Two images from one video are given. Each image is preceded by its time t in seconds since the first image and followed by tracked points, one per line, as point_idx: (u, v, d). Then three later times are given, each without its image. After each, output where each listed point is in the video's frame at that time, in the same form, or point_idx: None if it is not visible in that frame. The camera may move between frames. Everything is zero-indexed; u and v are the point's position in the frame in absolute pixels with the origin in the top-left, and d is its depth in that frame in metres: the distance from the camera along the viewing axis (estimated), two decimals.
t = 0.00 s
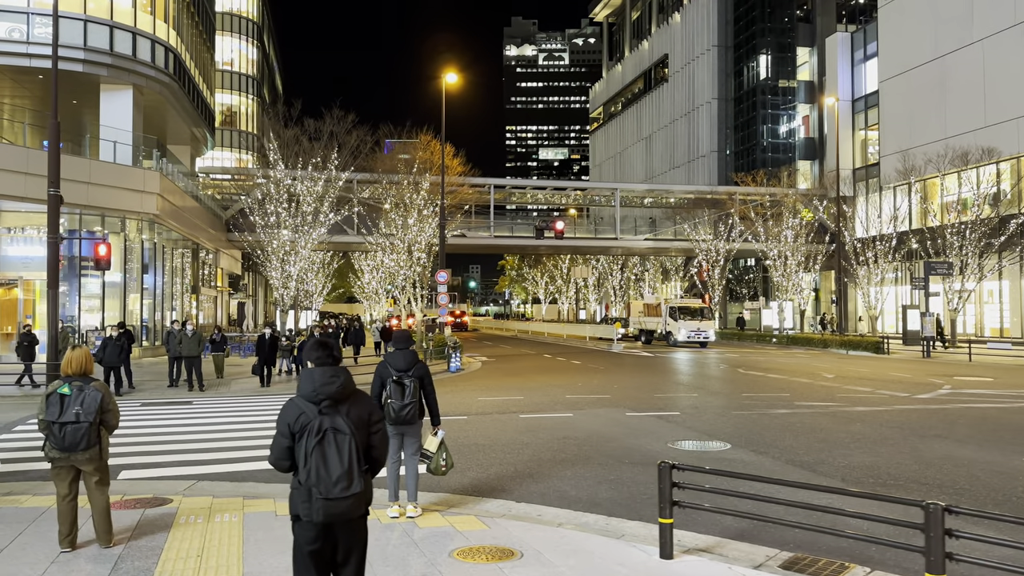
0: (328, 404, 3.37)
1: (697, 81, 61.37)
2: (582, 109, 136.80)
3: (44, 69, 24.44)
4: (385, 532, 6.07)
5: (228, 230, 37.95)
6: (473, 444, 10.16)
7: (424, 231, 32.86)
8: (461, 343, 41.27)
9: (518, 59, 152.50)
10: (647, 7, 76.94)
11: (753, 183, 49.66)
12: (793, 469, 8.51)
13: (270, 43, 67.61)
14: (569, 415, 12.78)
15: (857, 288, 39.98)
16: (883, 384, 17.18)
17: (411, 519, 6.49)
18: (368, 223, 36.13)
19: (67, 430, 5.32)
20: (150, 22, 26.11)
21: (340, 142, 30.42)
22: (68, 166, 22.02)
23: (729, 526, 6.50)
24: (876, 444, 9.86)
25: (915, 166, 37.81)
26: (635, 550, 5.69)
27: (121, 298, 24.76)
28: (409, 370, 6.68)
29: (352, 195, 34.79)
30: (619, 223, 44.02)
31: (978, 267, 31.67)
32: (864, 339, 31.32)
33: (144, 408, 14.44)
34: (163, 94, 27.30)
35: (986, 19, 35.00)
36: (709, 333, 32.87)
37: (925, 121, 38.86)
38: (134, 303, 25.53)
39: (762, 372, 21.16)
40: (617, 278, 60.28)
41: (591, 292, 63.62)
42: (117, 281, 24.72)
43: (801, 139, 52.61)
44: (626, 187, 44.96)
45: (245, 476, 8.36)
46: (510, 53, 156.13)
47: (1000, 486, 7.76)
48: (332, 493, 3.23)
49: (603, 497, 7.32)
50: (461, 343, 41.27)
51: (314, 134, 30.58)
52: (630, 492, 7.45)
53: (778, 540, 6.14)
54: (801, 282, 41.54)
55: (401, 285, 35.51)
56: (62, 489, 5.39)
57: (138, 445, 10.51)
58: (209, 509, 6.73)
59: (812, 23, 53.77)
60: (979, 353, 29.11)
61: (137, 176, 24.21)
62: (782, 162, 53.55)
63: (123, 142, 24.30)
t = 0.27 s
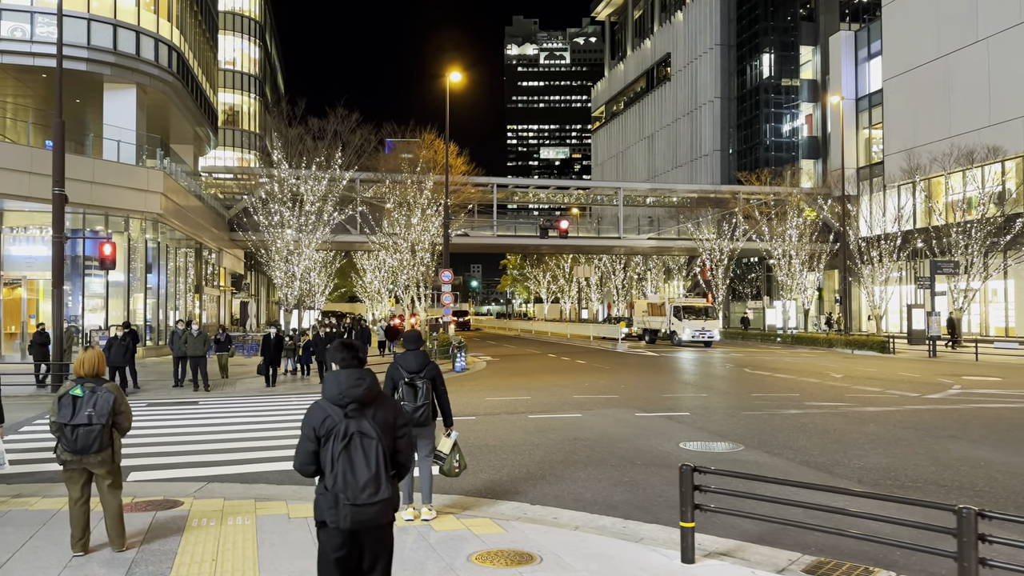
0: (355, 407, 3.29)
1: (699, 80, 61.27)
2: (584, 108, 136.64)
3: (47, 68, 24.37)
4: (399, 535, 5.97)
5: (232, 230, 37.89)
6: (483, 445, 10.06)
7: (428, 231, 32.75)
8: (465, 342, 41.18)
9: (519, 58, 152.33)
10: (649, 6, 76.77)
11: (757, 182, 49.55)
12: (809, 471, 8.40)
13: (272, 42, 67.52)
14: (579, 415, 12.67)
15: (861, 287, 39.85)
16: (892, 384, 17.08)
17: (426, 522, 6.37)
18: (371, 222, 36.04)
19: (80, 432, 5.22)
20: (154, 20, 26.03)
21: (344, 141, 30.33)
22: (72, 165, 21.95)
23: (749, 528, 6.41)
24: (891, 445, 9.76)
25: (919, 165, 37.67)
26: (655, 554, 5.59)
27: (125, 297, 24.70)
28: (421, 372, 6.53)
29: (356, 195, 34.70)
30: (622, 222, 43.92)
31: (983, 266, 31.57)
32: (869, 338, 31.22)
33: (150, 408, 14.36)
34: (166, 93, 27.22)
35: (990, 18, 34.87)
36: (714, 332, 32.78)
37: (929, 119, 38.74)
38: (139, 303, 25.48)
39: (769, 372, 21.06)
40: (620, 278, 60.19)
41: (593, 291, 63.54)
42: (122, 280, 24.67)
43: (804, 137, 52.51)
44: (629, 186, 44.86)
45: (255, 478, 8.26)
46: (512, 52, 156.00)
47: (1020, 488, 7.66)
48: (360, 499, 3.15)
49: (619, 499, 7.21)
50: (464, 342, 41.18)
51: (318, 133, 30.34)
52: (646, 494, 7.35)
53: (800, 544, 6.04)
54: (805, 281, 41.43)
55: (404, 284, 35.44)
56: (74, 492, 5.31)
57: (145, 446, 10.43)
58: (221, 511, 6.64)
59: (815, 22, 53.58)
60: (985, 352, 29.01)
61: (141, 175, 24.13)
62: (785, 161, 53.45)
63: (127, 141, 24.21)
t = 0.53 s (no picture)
0: (376, 410, 3.21)
1: (702, 79, 61.15)
2: (585, 108, 136.53)
3: (50, 67, 24.32)
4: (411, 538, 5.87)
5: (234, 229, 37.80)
6: (492, 446, 9.95)
7: (431, 231, 32.66)
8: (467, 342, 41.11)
9: (521, 58, 152.23)
10: (651, 5, 76.65)
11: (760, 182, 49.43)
12: (822, 473, 8.30)
13: (274, 42, 67.47)
14: (586, 416, 12.57)
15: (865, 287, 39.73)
16: (900, 384, 16.96)
17: (438, 525, 6.27)
18: (373, 222, 35.94)
19: (88, 435, 5.12)
20: (156, 19, 25.95)
21: (347, 140, 30.22)
22: (74, 164, 21.84)
23: (766, 532, 6.32)
24: (904, 446, 9.65)
25: (924, 164, 37.54)
26: (673, 558, 5.49)
27: (128, 297, 24.61)
28: (432, 373, 6.37)
29: (359, 194, 34.60)
30: (625, 222, 43.81)
31: (988, 265, 31.45)
32: (874, 338, 31.10)
33: (155, 409, 14.28)
34: (169, 92, 27.13)
35: (995, 16, 34.74)
36: (718, 332, 32.68)
37: (934, 118, 38.60)
38: (141, 303, 25.38)
39: (774, 372, 20.95)
40: (622, 277, 60.06)
41: (596, 291, 63.41)
42: (125, 280, 24.59)
43: (807, 137, 52.36)
44: (632, 185, 44.75)
45: (263, 480, 8.16)
46: (513, 52, 155.89)
47: None
48: (383, 504, 3.06)
49: (632, 502, 7.11)
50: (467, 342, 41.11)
51: (322, 132, 30.55)
52: (659, 497, 7.25)
53: (819, 547, 5.95)
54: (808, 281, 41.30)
55: (407, 284, 35.34)
56: (83, 495, 5.22)
57: (151, 447, 10.33)
58: (230, 514, 6.55)
59: (818, 21, 53.41)
60: (991, 352, 28.89)
61: (143, 175, 24.03)
62: (788, 160, 53.34)
63: (130, 141, 24.13)
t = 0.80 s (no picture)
0: (392, 415, 3.13)
1: (704, 79, 61.04)
2: (587, 108, 136.40)
3: (52, 67, 24.24)
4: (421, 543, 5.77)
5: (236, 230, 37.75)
6: (499, 448, 9.86)
7: (433, 231, 32.55)
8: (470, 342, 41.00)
9: (522, 58, 152.12)
10: (653, 5, 76.56)
11: (763, 181, 49.32)
12: (834, 476, 8.20)
13: (275, 43, 67.46)
14: (593, 417, 12.46)
15: (869, 287, 39.59)
16: (907, 385, 16.85)
17: (448, 529, 6.17)
18: (376, 222, 35.86)
19: (94, 438, 5.02)
20: (158, 19, 25.87)
21: (349, 140, 30.14)
22: (76, 164, 21.75)
23: (781, 536, 6.23)
24: (915, 448, 9.55)
25: (928, 164, 37.40)
26: (688, 564, 5.40)
27: (129, 298, 24.50)
28: (440, 375, 6.29)
29: (361, 195, 34.53)
30: (627, 222, 43.70)
31: (992, 265, 31.31)
32: (878, 338, 30.99)
33: (158, 411, 14.20)
34: (171, 92, 27.05)
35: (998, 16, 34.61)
36: (721, 333, 32.60)
37: (937, 118, 38.47)
38: (143, 303, 25.30)
39: (780, 372, 20.84)
40: (625, 277, 59.91)
41: (598, 291, 63.29)
42: (127, 281, 24.48)
43: (810, 136, 52.28)
44: (634, 185, 44.65)
45: (269, 483, 8.07)
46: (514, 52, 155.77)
47: None
48: (400, 513, 2.98)
49: (644, 505, 7.02)
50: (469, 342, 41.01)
51: (324, 132, 30.57)
52: (672, 500, 7.15)
53: (835, 553, 5.87)
54: (811, 281, 41.17)
55: (409, 285, 35.22)
56: (88, 500, 5.13)
57: (155, 449, 10.23)
58: (236, 519, 6.45)
59: (820, 20, 53.26)
60: (996, 352, 28.76)
61: (145, 175, 23.97)
62: (791, 160, 53.27)
63: (132, 141, 24.04)
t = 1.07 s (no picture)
0: (411, 419, 3.05)
1: (706, 80, 60.95)
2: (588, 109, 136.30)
3: (54, 68, 24.16)
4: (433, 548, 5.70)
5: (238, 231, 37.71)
6: (506, 450, 9.78)
7: (436, 231, 32.46)
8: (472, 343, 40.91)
9: (523, 58, 152.03)
10: (655, 5, 76.52)
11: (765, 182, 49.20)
12: (847, 478, 8.10)
13: (277, 44, 67.48)
14: (600, 419, 12.37)
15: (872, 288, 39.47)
16: (915, 386, 16.75)
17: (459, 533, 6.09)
18: (378, 223, 35.78)
19: (102, 442, 4.95)
20: (161, 19, 25.80)
21: (352, 140, 30.12)
22: (79, 166, 21.71)
23: (796, 540, 6.15)
24: (927, 450, 9.47)
25: (932, 165, 37.27)
26: (705, 570, 5.31)
27: (132, 299, 24.44)
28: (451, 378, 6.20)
29: (363, 196, 34.43)
30: (630, 223, 43.62)
31: (996, 266, 31.19)
32: (883, 339, 30.87)
33: (163, 412, 14.15)
34: (174, 93, 27.00)
35: (1002, 16, 34.50)
36: (725, 334, 32.58)
37: (941, 119, 38.36)
38: (146, 304, 25.25)
39: (785, 374, 20.75)
40: (627, 278, 59.81)
41: (600, 292, 63.27)
42: (129, 282, 24.42)
43: (812, 137, 52.15)
44: (637, 186, 44.56)
45: (276, 486, 7.98)
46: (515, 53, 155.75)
47: None
48: (421, 520, 2.89)
49: (656, 508, 6.94)
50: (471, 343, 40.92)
51: (327, 133, 30.51)
52: (684, 504, 7.07)
53: (853, 557, 5.79)
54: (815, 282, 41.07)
55: (412, 285, 35.14)
56: (96, 504, 5.06)
57: (160, 451, 10.16)
58: (244, 522, 6.38)
59: (823, 21, 53.13)
60: (1001, 353, 28.64)
61: (148, 176, 23.93)
62: (793, 161, 53.17)
63: (135, 142, 23.97)
